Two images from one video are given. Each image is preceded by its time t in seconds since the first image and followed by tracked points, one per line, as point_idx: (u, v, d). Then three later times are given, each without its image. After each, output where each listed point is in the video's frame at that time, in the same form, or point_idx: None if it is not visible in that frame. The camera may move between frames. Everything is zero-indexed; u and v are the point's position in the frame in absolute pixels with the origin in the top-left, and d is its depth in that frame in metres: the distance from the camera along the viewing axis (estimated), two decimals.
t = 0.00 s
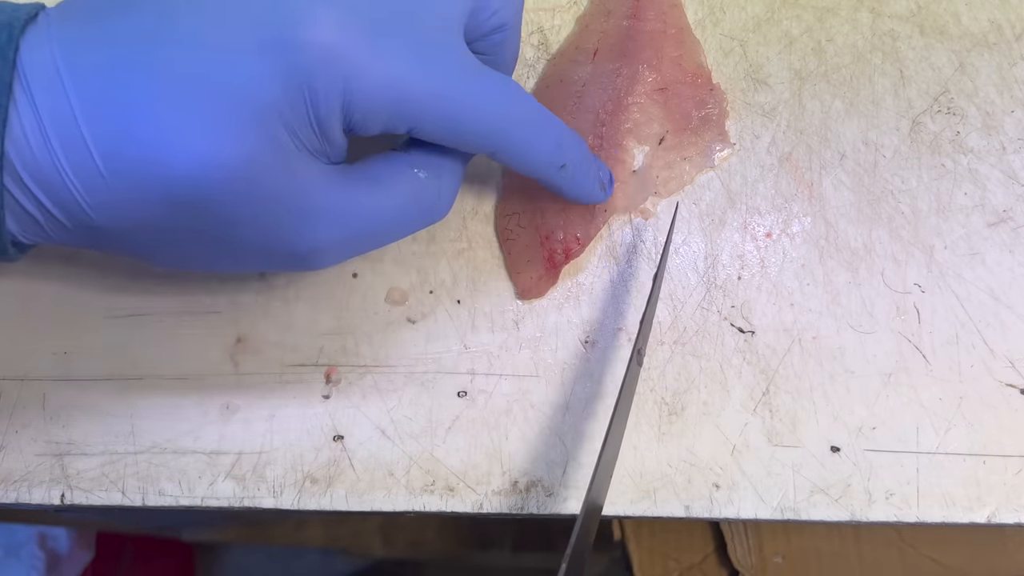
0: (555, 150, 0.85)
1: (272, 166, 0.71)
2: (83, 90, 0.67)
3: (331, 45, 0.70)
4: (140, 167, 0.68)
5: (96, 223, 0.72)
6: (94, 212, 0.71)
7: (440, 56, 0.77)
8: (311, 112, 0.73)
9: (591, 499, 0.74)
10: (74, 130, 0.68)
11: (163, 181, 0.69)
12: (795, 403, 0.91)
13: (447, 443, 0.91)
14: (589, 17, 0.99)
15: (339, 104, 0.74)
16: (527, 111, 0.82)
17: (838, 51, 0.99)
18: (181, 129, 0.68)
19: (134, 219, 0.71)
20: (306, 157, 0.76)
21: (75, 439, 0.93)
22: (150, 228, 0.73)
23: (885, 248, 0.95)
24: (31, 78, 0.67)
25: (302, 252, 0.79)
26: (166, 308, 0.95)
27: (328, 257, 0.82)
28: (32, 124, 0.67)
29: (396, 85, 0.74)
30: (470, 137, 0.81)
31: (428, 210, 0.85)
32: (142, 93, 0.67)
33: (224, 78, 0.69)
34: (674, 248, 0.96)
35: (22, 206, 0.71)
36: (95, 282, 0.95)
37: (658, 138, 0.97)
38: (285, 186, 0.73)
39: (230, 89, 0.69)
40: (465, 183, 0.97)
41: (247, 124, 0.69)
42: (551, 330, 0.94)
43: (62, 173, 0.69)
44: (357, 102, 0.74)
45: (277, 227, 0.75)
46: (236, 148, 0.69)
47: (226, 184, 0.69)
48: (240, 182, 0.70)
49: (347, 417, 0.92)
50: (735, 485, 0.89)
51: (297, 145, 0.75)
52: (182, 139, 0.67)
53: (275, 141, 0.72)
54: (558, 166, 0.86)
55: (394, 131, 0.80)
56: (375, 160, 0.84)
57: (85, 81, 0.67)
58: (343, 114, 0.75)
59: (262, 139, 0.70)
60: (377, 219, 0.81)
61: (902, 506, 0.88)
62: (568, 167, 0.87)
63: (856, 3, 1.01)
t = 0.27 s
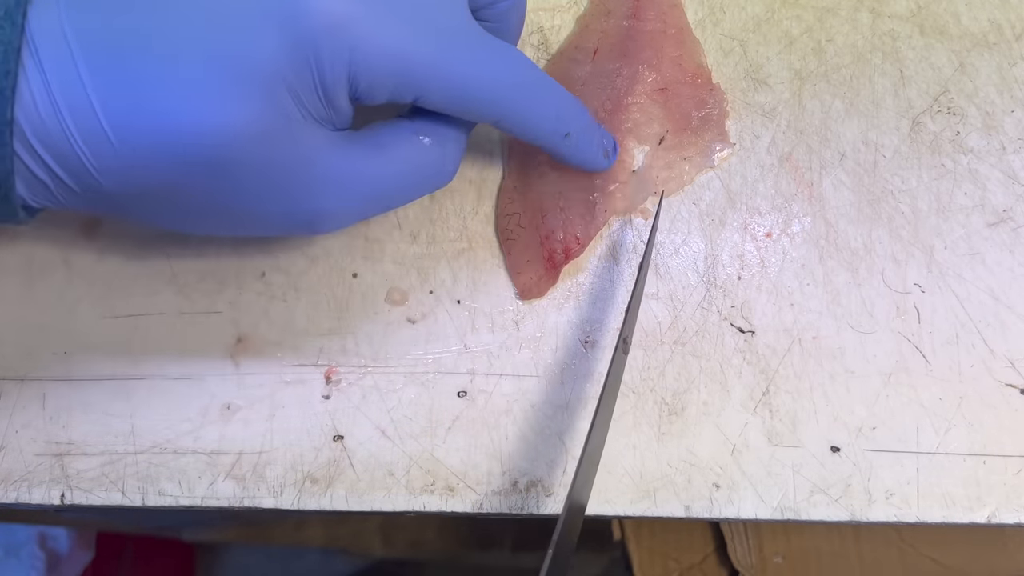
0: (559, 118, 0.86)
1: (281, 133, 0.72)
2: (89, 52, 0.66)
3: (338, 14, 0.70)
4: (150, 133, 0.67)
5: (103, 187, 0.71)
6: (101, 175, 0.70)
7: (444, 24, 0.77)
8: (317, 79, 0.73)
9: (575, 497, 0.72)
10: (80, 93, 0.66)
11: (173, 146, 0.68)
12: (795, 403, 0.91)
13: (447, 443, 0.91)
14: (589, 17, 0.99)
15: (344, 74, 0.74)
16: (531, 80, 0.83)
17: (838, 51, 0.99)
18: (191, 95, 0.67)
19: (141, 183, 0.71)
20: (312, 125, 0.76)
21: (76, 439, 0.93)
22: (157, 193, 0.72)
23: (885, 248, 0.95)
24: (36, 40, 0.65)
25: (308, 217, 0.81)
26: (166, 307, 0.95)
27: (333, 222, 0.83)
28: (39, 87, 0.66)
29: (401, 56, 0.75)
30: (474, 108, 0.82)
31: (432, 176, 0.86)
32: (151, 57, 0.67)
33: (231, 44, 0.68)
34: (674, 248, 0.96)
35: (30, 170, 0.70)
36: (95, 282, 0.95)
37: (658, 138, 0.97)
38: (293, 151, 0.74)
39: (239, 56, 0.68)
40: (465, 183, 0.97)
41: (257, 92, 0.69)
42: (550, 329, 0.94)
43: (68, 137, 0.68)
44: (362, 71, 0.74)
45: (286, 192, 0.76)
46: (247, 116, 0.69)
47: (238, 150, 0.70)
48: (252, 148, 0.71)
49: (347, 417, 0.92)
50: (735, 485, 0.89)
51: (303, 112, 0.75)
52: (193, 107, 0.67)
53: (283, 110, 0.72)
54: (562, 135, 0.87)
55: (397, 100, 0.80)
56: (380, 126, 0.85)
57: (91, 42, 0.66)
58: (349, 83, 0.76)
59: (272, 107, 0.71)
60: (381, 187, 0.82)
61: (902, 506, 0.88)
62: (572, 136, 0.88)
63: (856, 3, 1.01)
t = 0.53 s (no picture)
0: (559, 134, 0.86)
1: (277, 141, 0.72)
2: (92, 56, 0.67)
3: (337, 27, 0.70)
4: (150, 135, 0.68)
5: (104, 187, 0.72)
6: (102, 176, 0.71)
7: (443, 33, 0.77)
8: (314, 90, 0.73)
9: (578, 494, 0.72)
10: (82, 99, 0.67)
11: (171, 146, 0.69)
12: (795, 403, 0.91)
13: (447, 443, 0.91)
14: (589, 17, 0.99)
15: (341, 88, 0.74)
16: (529, 96, 0.83)
17: (838, 51, 0.99)
18: (189, 103, 0.68)
19: (141, 185, 0.72)
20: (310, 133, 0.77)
21: (76, 439, 0.93)
22: (156, 195, 0.73)
23: (884, 248, 0.95)
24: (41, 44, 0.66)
25: (305, 221, 0.81)
26: (166, 307, 0.95)
27: (330, 225, 0.84)
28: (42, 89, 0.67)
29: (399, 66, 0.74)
30: (472, 119, 0.81)
31: (430, 184, 0.87)
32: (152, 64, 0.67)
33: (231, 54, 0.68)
34: (674, 248, 0.96)
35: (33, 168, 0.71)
36: (95, 282, 0.95)
37: (658, 138, 0.97)
38: (290, 159, 0.75)
39: (237, 66, 0.68)
40: (465, 183, 0.97)
41: (254, 102, 0.70)
42: (551, 328, 0.94)
43: (71, 140, 0.69)
44: (359, 84, 0.74)
45: (283, 195, 0.77)
46: (244, 126, 0.69)
47: (235, 158, 0.70)
48: (248, 155, 0.71)
49: (347, 417, 0.92)
50: (735, 485, 0.89)
51: (299, 120, 0.75)
52: (191, 113, 0.68)
53: (279, 119, 0.72)
54: (561, 151, 0.87)
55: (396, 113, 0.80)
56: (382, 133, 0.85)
57: (93, 47, 0.67)
58: (345, 95, 0.75)
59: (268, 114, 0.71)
60: (381, 183, 0.83)
61: (902, 506, 0.88)
62: (571, 153, 0.87)
63: (856, 3, 1.01)
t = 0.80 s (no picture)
0: (550, 177, 0.85)
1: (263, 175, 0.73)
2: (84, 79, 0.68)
3: (325, 65, 0.70)
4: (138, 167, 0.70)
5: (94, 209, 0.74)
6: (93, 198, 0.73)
7: (435, 73, 0.77)
8: (302, 129, 0.73)
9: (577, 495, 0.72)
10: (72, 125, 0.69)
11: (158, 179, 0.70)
12: (795, 403, 0.91)
13: (447, 443, 0.91)
14: (589, 17, 0.99)
15: (329, 125, 0.73)
16: (522, 138, 0.82)
17: (838, 51, 0.99)
18: (176, 135, 0.69)
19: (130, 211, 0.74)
20: (298, 166, 0.77)
21: (76, 439, 0.93)
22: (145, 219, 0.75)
23: (884, 248, 0.95)
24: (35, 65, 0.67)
25: (292, 247, 0.83)
26: (166, 307, 0.95)
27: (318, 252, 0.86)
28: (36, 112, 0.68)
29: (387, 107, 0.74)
30: (462, 159, 0.80)
31: (418, 216, 0.87)
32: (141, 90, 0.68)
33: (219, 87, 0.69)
34: (674, 248, 0.96)
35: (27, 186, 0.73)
36: (95, 281, 0.95)
37: (657, 138, 0.97)
38: (273, 192, 0.75)
39: (224, 98, 0.69)
40: (465, 183, 0.97)
41: (240, 136, 0.70)
42: (551, 329, 0.94)
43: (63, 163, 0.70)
44: (347, 121, 0.73)
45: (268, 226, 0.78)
46: (230, 159, 0.70)
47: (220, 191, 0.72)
48: (233, 189, 0.72)
49: (347, 417, 0.92)
50: (735, 485, 0.89)
51: (286, 155, 0.75)
52: (178, 146, 0.69)
53: (263, 156, 0.72)
54: (552, 193, 0.86)
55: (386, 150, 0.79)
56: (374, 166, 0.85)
57: (86, 70, 0.68)
58: (333, 130, 0.74)
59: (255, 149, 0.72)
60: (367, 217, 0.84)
61: (902, 506, 0.88)
62: (562, 194, 0.87)
63: (856, 3, 1.01)
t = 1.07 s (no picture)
0: (547, 132, 0.86)
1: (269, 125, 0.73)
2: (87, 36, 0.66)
3: (327, 17, 0.70)
4: (144, 121, 0.68)
5: (101, 168, 0.73)
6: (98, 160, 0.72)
7: (434, 26, 0.78)
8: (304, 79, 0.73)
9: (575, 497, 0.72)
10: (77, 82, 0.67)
11: (163, 133, 0.69)
12: (795, 403, 0.91)
13: (447, 443, 0.91)
14: (589, 17, 1.00)
15: (329, 76, 0.74)
16: (517, 94, 0.83)
17: (838, 51, 0.99)
18: (182, 89, 0.68)
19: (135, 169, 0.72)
20: (298, 118, 0.77)
21: (76, 439, 0.93)
22: (150, 180, 0.74)
23: (884, 248, 0.95)
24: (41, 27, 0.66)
25: (296, 209, 0.82)
26: (166, 307, 0.95)
27: (322, 213, 0.85)
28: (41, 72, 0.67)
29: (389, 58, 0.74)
30: (460, 114, 0.81)
31: (420, 178, 0.87)
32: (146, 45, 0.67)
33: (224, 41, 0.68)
34: (674, 248, 0.96)
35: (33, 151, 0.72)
36: (95, 281, 0.95)
37: (658, 138, 0.97)
38: (279, 145, 0.75)
39: (229, 50, 0.69)
40: (465, 183, 0.97)
41: (246, 88, 0.70)
42: (551, 329, 0.94)
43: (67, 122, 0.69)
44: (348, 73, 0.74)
45: (274, 182, 0.77)
46: (237, 112, 0.70)
47: (229, 142, 0.71)
48: (239, 143, 0.72)
49: (347, 417, 0.92)
50: (735, 485, 0.89)
51: (287, 107, 0.75)
52: (186, 101, 0.68)
53: (268, 105, 0.72)
54: (549, 148, 0.87)
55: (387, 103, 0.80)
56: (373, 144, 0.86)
57: (91, 29, 0.66)
58: (334, 82, 0.75)
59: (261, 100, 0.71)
60: (371, 173, 0.83)
61: (902, 506, 0.88)
62: (560, 151, 0.87)
63: (856, 3, 1.01)
